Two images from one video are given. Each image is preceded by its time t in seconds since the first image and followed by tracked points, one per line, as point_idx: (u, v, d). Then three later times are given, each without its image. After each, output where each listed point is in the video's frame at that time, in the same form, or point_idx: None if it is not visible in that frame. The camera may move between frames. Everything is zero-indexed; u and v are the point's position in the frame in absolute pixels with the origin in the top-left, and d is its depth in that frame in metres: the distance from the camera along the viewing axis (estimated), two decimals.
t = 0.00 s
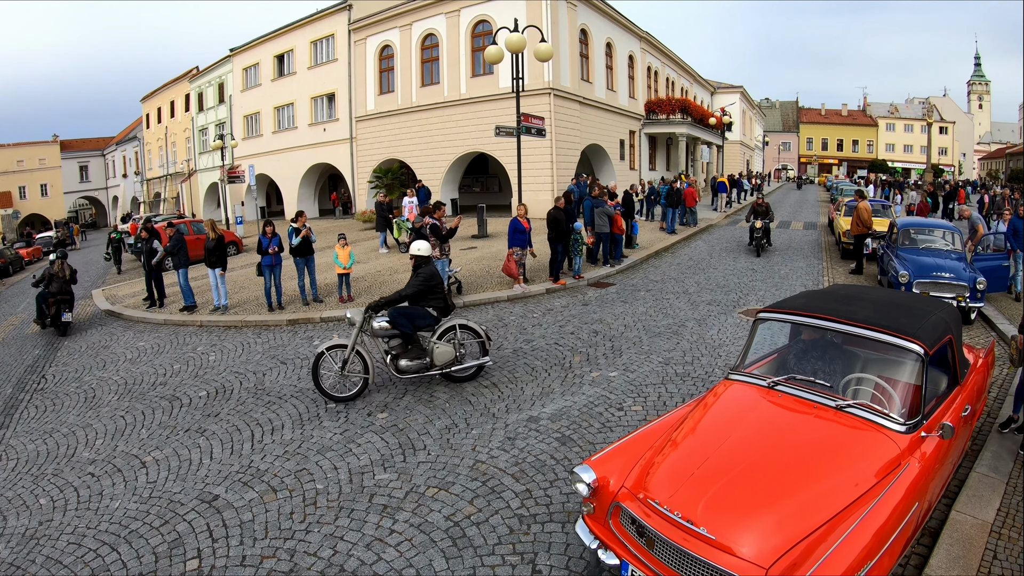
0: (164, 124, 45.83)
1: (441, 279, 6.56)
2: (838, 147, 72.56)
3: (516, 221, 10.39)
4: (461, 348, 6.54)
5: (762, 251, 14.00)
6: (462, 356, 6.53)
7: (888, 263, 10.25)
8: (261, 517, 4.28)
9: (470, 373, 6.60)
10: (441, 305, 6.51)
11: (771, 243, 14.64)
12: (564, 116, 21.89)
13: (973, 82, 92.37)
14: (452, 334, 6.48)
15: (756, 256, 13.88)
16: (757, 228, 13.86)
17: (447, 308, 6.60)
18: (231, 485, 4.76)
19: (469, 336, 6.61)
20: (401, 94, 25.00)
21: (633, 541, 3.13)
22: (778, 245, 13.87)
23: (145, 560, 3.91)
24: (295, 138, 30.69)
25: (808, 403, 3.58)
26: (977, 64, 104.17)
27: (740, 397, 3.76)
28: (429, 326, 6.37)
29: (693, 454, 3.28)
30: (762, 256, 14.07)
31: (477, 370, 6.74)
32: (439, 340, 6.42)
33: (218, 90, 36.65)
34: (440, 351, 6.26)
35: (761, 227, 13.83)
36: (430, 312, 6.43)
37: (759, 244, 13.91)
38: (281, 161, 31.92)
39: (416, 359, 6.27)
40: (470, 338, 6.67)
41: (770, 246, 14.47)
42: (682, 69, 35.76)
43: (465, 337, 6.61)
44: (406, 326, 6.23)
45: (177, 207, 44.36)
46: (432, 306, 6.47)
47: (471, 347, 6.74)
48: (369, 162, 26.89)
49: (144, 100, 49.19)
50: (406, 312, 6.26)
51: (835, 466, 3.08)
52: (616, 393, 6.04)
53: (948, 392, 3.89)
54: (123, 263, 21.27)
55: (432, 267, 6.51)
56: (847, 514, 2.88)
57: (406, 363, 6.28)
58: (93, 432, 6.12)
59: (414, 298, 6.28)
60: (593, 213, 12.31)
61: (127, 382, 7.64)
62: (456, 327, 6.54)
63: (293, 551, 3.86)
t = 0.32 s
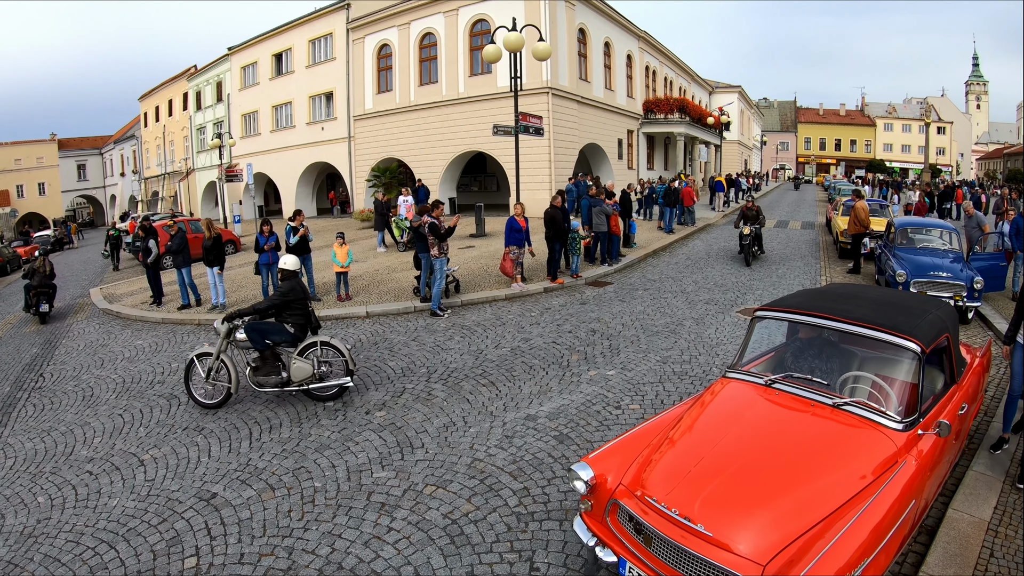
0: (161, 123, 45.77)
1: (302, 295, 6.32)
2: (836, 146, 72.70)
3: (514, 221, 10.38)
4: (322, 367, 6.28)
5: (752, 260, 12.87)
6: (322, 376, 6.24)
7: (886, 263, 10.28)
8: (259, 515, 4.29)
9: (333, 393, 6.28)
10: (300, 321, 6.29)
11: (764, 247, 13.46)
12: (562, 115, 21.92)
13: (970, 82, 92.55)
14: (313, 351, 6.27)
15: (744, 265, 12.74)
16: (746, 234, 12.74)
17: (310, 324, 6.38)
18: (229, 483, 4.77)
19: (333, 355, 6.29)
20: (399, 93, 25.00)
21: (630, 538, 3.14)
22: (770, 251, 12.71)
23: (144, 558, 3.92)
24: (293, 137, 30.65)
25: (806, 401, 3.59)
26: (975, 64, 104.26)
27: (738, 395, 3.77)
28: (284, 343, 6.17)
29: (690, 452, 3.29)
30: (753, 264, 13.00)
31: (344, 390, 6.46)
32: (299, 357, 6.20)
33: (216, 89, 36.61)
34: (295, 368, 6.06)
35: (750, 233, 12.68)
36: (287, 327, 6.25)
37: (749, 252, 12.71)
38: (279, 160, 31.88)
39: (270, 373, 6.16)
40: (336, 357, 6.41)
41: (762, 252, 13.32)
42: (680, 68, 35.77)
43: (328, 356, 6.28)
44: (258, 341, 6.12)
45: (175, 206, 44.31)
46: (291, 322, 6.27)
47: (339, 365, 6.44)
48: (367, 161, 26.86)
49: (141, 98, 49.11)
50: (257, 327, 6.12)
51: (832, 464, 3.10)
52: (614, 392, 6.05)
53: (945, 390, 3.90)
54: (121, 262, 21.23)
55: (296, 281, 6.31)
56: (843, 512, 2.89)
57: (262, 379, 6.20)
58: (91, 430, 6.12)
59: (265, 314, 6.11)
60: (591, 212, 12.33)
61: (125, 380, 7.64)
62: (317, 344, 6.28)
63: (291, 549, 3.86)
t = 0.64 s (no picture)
0: (157, 121, 45.66)
1: (164, 300, 6.64)
2: (832, 147, 72.96)
3: (509, 220, 10.38)
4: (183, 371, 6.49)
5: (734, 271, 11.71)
6: (182, 378, 6.43)
7: (881, 263, 10.31)
8: (254, 513, 4.28)
9: (188, 398, 6.38)
10: (160, 325, 6.60)
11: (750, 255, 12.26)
12: (558, 115, 21.93)
13: (965, 84, 92.98)
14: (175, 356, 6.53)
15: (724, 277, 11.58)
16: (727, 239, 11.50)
17: (172, 329, 6.68)
18: (224, 481, 4.76)
19: (190, 358, 6.41)
20: (396, 92, 24.96)
21: (626, 536, 3.14)
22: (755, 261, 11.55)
23: (139, 556, 3.91)
24: (290, 135, 30.58)
25: (801, 400, 3.60)
26: (971, 66, 104.92)
27: (733, 394, 3.78)
28: (146, 345, 6.53)
29: (686, 450, 3.30)
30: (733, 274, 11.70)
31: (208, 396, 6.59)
32: (161, 361, 6.49)
33: (213, 87, 36.54)
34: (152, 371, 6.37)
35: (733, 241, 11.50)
36: (148, 331, 6.59)
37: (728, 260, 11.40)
38: (275, 159, 31.80)
39: (135, 375, 6.52)
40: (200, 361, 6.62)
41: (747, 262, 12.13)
42: (676, 69, 35.84)
43: (187, 360, 6.47)
44: (122, 344, 6.52)
45: (171, 204, 44.19)
46: (153, 326, 6.60)
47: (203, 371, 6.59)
48: (364, 159, 26.82)
49: (137, 96, 48.99)
50: (122, 330, 6.54)
51: (828, 462, 3.11)
52: (610, 391, 6.06)
53: (940, 390, 3.92)
54: (116, 259, 21.15)
55: (159, 287, 6.67)
56: (839, 510, 2.90)
57: (130, 380, 6.55)
58: (86, 428, 6.10)
59: (126, 318, 6.49)
60: (587, 211, 12.36)
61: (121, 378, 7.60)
62: (178, 348, 6.48)
63: (287, 547, 3.86)
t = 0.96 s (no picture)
0: (153, 119, 45.52)
1: (64, 300, 7.21)
2: (827, 149, 73.21)
3: (504, 219, 10.36)
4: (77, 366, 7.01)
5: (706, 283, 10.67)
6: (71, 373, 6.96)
7: (876, 265, 10.35)
8: (248, 512, 4.27)
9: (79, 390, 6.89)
10: (60, 323, 7.18)
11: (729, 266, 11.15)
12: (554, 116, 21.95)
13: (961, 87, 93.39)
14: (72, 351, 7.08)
15: (692, 289, 10.59)
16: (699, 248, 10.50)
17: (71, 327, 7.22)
18: (218, 480, 4.74)
19: (81, 354, 6.93)
20: (392, 91, 24.92)
21: (619, 535, 3.15)
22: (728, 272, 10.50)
23: (132, 554, 3.89)
24: (286, 134, 30.51)
25: (794, 400, 3.61)
26: (965, 69, 105.61)
27: (727, 394, 3.79)
28: (47, 341, 7.15)
29: (679, 450, 3.30)
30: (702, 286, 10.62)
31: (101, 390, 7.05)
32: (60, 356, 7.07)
33: (208, 85, 36.44)
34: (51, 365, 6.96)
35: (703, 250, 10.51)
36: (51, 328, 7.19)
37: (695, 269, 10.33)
38: (271, 157, 31.73)
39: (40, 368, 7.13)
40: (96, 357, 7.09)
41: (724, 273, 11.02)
42: (673, 70, 35.89)
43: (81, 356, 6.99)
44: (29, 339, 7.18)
45: (166, 202, 44.07)
46: (55, 324, 7.20)
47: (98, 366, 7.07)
48: (360, 159, 26.77)
49: (133, 93, 48.83)
50: (32, 328, 7.23)
51: (821, 462, 3.12)
52: (604, 391, 6.06)
53: (933, 391, 3.93)
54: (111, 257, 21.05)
55: (62, 288, 7.26)
56: (831, 510, 2.91)
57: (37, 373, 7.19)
58: (80, 426, 6.07)
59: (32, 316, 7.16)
60: (582, 212, 12.36)
61: (114, 377, 7.57)
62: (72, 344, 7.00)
63: (280, 546, 3.84)
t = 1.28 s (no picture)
0: (149, 120, 45.44)
1: None
2: (823, 150, 73.43)
3: (499, 220, 10.38)
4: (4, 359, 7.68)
5: (662, 297, 9.63)
6: (1, 362, 7.73)
7: (870, 265, 10.40)
8: (243, 513, 4.28)
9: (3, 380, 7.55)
10: None
11: (694, 279, 10.05)
12: (550, 117, 22.00)
13: (958, 87, 93.79)
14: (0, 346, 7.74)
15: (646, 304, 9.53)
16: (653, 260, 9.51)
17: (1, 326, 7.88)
18: (213, 481, 4.75)
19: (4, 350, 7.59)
20: (388, 93, 24.93)
21: (611, 536, 3.16)
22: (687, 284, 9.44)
23: (127, 555, 3.89)
24: (282, 135, 30.48)
25: (786, 400, 3.64)
26: (961, 70, 106.14)
27: (720, 394, 3.81)
28: None
29: (671, 451, 3.32)
30: (658, 302, 9.57)
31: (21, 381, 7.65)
32: None
33: (204, 86, 36.36)
34: None
35: (659, 260, 9.52)
36: None
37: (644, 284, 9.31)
38: (267, 159, 31.69)
39: None
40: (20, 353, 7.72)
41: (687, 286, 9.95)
42: (668, 71, 35.98)
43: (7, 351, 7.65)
44: None
45: (162, 204, 43.96)
46: None
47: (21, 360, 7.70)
48: (356, 160, 26.76)
49: (128, 95, 48.74)
50: None
51: (813, 461, 3.14)
52: (599, 392, 6.08)
53: (926, 391, 3.95)
54: (107, 259, 21.01)
55: None
56: (822, 509, 2.93)
57: None
58: (75, 428, 6.06)
59: None
60: (576, 214, 12.40)
61: (110, 379, 7.57)
62: None
63: (275, 547, 3.86)
